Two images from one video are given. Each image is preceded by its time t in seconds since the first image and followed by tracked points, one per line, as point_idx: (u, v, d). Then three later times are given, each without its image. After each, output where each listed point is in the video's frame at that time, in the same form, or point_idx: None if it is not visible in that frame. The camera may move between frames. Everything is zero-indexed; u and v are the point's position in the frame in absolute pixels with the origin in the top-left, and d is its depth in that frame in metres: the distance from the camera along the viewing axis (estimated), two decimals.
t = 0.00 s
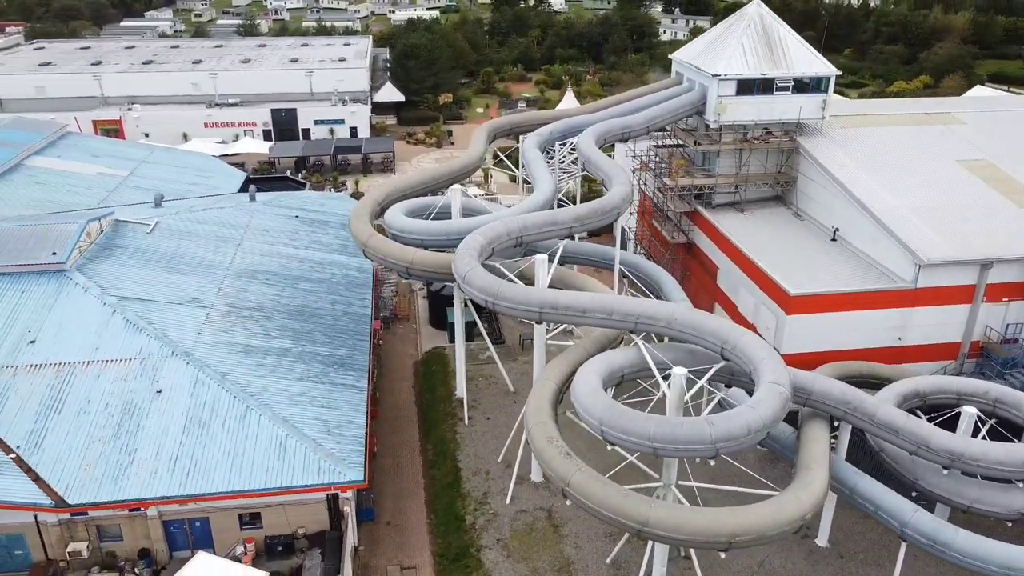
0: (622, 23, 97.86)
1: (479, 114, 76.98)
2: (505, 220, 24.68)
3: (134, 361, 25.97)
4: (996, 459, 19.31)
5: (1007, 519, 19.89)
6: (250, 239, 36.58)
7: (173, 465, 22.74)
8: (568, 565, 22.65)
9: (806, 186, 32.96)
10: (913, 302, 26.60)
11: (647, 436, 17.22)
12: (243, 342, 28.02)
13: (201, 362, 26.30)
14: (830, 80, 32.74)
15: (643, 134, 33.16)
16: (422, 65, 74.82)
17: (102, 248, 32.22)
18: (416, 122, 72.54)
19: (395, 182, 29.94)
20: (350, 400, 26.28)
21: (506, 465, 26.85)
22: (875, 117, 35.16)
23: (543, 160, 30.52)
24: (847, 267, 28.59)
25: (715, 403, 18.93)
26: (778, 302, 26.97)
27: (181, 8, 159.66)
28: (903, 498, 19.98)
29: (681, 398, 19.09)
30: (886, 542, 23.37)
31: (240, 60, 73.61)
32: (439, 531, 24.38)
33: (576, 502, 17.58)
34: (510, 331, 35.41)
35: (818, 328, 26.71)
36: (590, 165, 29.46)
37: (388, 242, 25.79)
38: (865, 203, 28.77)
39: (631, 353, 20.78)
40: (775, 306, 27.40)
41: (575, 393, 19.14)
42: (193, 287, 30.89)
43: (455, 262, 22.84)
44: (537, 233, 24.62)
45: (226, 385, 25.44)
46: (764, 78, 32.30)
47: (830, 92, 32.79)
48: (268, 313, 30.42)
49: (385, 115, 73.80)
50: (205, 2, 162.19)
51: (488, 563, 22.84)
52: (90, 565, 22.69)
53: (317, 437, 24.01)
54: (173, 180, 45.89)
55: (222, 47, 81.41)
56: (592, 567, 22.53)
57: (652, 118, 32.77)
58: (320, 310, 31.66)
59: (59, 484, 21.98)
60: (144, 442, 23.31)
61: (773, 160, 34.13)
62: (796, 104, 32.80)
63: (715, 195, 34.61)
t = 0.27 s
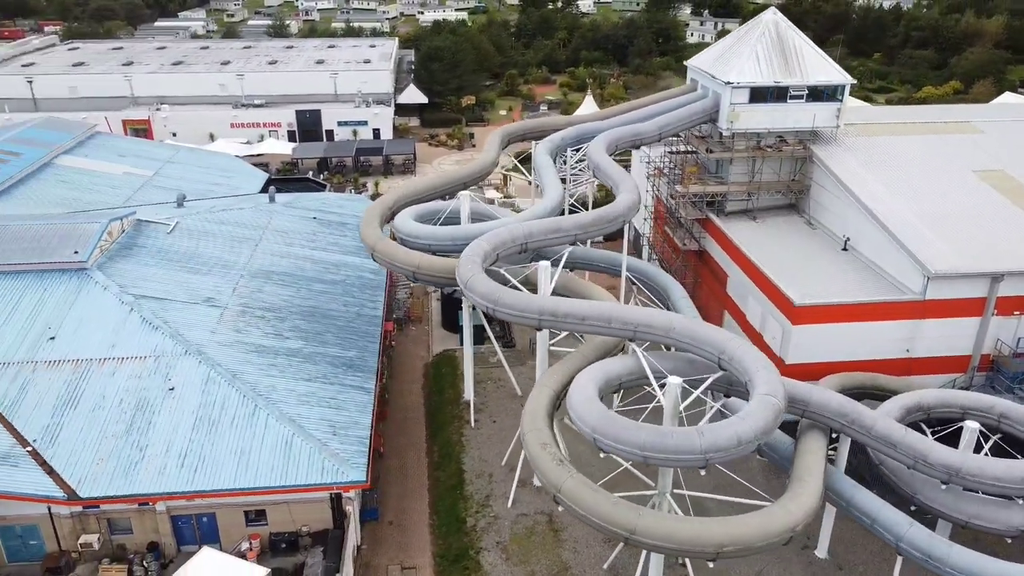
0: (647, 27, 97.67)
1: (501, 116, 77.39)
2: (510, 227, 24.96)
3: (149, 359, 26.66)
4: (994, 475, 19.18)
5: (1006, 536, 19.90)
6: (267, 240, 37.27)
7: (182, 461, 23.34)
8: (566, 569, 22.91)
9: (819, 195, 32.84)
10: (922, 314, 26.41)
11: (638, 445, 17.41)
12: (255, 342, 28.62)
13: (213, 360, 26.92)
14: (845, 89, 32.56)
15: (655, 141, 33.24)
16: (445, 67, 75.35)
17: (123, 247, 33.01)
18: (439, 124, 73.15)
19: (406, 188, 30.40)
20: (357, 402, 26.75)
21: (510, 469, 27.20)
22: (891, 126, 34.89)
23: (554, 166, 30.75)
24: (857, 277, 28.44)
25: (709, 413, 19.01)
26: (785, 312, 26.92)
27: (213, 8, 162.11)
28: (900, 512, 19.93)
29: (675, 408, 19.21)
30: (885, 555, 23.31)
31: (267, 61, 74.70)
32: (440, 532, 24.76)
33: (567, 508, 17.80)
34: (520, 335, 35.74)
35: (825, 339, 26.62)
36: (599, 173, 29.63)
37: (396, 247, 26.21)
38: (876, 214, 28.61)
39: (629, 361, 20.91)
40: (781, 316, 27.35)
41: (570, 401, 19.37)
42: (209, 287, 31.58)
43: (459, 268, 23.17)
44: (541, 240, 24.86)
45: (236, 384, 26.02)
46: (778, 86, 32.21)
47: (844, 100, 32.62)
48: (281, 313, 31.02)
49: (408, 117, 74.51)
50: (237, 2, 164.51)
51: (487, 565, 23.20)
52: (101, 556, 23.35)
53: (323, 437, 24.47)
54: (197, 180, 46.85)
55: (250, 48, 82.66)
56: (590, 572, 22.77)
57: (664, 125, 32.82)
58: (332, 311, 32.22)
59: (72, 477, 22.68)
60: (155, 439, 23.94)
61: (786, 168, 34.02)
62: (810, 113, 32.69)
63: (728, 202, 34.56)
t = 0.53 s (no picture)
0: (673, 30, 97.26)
1: (523, 118, 77.67)
2: (516, 233, 25.25)
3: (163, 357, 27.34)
4: (993, 491, 19.05)
5: (1005, 552, 19.90)
6: (284, 241, 37.92)
7: (191, 458, 23.93)
8: (563, 572, 23.14)
9: (831, 204, 32.69)
10: (930, 326, 26.22)
11: (629, 453, 17.60)
12: (267, 342, 29.20)
13: (225, 360, 27.53)
14: (859, 97, 32.37)
15: (667, 148, 33.32)
16: (468, 70, 75.78)
17: (143, 247, 33.75)
18: (461, 127, 73.65)
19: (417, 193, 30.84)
20: (364, 403, 27.22)
21: (514, 472, 27.53)
22: (908, 134, 34.59)
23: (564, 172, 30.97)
24: (866, 287, 28.30)
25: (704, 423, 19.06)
26: (791, 322, 26.89)
27: (245, 8, 164.35)
28: (896, 525, 19.88)
29: (670, 417, 19.34)
30: (885, 568, 23.24)
31: (293, 63, 75.72)
32: (441, 533, 25.12)
33: (559, 514, 18.05)
34: (531, 338, 36.03)
35: (830, 349, 26.56)
36: (609, 179, 29.81)
37: (404, 251, 26.63)
38: (887, 225, 28.44)
39: (627, 369, 21.08)
40: (787, 325, 27.31)
41: (565, 408, 19.59)
42: (224, 287, 32.25)
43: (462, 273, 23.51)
44: (546, 247, 25.11)
45: (246, 384, 26.58)
46: (791, 94, 32.11)
47: (859, 109, 32.41)
48: (293, 314, 31.59)
49: (431, 119, 75.10)
50: (269, 3, 166.58)
51: (485, 567, 23.52)
52: (112, 548, 24.10)
53: (328, 437, 24.93)
54: (219, 180, 47.74)
55: (278, 50, 83.79)
56: None
57: (677, 132, 32.88)
58: (344, 312, 32.74)
59: (85, 471, 23.36)
60: (166, 435, 24.57)
61: (800, 176, 33.90)
62: (823, 121, 32.54)
63: (740, 210, 34.51)
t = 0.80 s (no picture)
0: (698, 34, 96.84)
1: (545, 121, 77.90)
2: (521, 239, 25.56)
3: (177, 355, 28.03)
4: (989, 507, 18.94)
5: (1004, 568, 19.75)
6: (300, 242, 38.55)
7: (200, 454, 24.54)
8: None
9: (844, 213, 32.53)
10: (938, 338, 26.04)
11: (620, 461, 17.82)
12: (279, 342, 29.79)
13: (237, 359, 28.14)
14: (874, 106, 32.17)
15: (679, 155, 33.41)
16: (490, 72, 76.19)
17: (162, 246, 34.51)
18: (483, 129, 74.08)
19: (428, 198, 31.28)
20: (370, 404, 27.68)
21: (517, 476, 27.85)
22: (924, 143, 34.30)
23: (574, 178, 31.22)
24: (874, 298, 28.17)
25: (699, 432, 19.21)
26: (796, 331, 26.86)
27: (276, 9, 166.41)
28: (892, 538, 19.86)
29: (664, 425, 19.51)
30: None
31: (318, 65, 76.66)
32: (443, 534, 25.50)
33: (550, 519, 18.32)
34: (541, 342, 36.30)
35: (836, 359, 26.49)
36: (618, 186, 29.99)
37: (412, 256, 27.06)
38: (897, 235, 28.28)
39: (624, 377, 21.29)
40: (793, 334, 27.29)
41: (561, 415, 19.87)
42: (240, 287, 32.92)
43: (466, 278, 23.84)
44: (551, 253, 25.37)
45: (257, 383, 27.16)
46: (804, 102, 32.00)
47: (873, 118, 32.21)
48: (306, 314, 32.17)
49: (453, 121, 75.62)
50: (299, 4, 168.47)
51: (485, 569, 23.85)
52: (123, 541, 24.83)
53: (334, 437, 25.40)
54: (241, 181, 48.59)
55: (304, 51, 84.85)
56: None
57: (689, 138, 32.96)
58: (356, 314, 33.26)
59: (98, 465, 24.07)
60: (177, 432, 25.22)
61: (813, 185, 33.78)
62: (837, 129, 32.37)
63: (752, 218, 34.46)
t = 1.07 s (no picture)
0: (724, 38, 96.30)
1: (567, 124, 78.06)
2: (527, 245, 25.81)
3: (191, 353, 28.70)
4: (985, 522, 18.82)
5: None
6: (316, 243, 39.18)
7: (210, 451, 25.15)
8: None
9: (857, 222, 32.36)
10: (946, 350, 25.85)
11: (612, 468, 18.03)
12: (291, 342, 30.36)
13: (249, 358, 28.75)
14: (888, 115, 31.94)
15: (691, 161, 33.45)
16: (513, 75, 76.49)
17: (182, 246, 35.28)
18: (505, 132, 74.45)
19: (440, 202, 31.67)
20: (378, 405, 28.15)
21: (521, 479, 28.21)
22: (941, 152, 33.97)
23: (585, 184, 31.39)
24: (883, 308, 28.03)
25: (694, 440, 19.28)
26: (802, 340, 26.83)
27: (307, 9, 168.18)
28: (887, 551, 19.83)
29: (659, 433, 19.65)
30: None
31: (343, 66, 77.50)
32: (445, 535, 25.90)
33: (543, 524, 18.59)
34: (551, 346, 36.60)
35: (842, 369, 26.40)
36: (628, 192, 30.11)
37: (420, 260, 27.45)
38: (907, 246, 28.10)
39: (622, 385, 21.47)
40: (799, 343, 27.25)
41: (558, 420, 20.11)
42: (255, 287, 33.58)
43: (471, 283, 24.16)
44: (556, 259, 25.58)
45: (267, 382, 27.73)
46: (817, 110, 31.86)
47: (887, 126, 31.97)
48: (319, 315, 32.73)
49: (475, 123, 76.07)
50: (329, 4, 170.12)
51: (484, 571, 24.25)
52: (134, 533, 25.55)
53: (340, 437, 25.87)
54: (262, 182, 49.40)
55: (330, 52, 85.81)
56: None
57: (701, 145, 33.01)
58: (368, 315, 33.76)
59: (111, 459, 24.78)
60: (188, 429, 25.86)
61: (826, 193, 33.64)
62: (850, 138, 32.17)
63: (764, 225, 34.38)
